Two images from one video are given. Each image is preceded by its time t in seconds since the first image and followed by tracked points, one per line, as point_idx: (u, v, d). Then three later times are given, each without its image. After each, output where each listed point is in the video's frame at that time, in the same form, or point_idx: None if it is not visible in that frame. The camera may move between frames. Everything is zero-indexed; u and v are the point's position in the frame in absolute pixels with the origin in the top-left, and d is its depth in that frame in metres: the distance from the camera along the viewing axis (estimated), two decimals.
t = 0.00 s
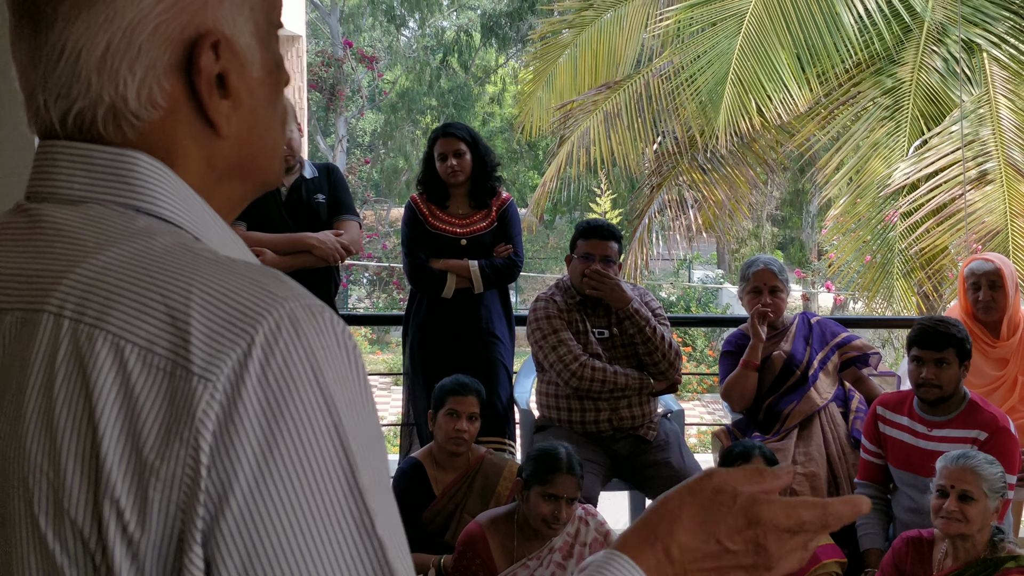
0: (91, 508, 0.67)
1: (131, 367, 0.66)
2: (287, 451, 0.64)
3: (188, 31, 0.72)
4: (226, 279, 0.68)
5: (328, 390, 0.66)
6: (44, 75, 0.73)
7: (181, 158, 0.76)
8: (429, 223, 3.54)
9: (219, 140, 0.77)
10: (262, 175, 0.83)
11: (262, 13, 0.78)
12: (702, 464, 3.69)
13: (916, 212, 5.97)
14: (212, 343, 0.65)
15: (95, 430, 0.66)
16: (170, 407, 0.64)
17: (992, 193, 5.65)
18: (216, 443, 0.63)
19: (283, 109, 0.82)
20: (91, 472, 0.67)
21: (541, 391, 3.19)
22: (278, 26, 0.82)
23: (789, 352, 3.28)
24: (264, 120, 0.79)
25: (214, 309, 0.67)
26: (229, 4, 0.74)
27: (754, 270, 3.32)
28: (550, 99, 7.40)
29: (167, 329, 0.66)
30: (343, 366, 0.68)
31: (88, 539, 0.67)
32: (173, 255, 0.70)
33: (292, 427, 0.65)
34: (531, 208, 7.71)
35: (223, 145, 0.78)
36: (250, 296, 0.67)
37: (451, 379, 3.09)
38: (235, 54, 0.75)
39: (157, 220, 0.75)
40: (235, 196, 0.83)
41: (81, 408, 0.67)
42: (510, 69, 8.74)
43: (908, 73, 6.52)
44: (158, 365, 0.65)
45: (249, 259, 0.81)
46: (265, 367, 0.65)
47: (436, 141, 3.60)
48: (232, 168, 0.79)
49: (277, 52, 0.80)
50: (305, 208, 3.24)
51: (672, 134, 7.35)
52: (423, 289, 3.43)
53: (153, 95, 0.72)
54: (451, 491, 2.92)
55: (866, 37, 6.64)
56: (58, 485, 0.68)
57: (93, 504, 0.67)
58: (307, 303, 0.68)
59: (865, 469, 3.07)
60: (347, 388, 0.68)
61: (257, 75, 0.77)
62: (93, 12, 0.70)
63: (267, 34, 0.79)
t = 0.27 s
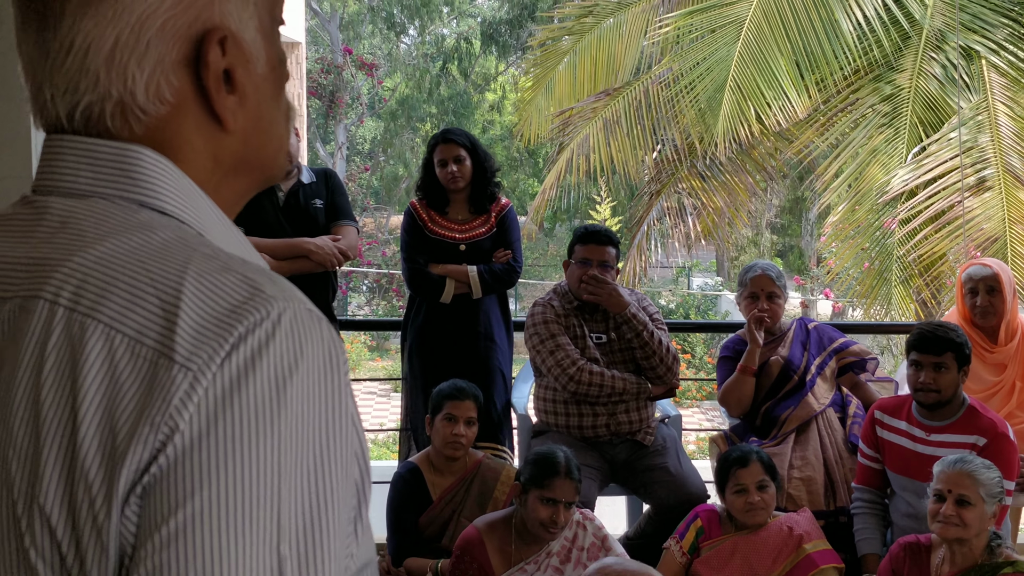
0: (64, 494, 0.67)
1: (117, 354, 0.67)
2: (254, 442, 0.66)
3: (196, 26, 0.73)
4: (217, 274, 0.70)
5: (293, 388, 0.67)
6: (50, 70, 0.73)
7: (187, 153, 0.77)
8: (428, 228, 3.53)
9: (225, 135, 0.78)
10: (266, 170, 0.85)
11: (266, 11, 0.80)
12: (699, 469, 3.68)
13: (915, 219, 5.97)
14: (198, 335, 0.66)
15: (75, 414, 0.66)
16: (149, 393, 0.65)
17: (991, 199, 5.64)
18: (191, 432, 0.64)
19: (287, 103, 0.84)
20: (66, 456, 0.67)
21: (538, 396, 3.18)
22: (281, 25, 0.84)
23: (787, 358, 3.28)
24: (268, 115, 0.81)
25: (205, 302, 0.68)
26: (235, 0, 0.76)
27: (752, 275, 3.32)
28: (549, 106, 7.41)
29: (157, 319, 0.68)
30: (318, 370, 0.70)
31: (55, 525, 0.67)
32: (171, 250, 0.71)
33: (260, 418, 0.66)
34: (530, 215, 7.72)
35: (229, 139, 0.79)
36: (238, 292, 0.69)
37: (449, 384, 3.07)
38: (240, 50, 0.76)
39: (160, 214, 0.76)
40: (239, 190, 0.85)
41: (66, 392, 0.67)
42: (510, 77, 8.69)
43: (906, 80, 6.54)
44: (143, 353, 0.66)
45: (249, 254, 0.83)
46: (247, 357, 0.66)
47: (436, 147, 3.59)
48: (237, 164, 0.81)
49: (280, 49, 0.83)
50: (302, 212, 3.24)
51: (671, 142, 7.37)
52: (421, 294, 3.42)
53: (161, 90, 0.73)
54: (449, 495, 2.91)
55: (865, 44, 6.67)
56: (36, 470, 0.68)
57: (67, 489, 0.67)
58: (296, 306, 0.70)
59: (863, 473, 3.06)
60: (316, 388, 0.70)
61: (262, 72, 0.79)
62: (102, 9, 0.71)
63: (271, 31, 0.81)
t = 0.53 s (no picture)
0: (47, 494, 0.67)
1: (102, 355, 0.67)
2: (232, 447, 0.65)
3: (209, 26, 0.74)
4: (203, 275, 0.70)
5: (277, 393, 0.67)
6: (59, 58, 0.73)
7: (189, 154, 0.77)
8: (424, 231, 3.53)
9: (230, 138, 0.78)
10: (267, 181, 0.84)
11: (281, 20, 0.80)
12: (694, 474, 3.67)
13: (912, 224, 5.98)
14: (183, 337, 0.66)
15: (60, 414, 0.67)
16: (133, 396, 0.65)
17: (988, 205, 5.62)
18: (174, 435, 0.64)
19: (294, 117, 0.84)
20: (51, 457, 0.67)
21: (534, 400, 3.18)
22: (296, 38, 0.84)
23: (782, 362, 3.28)
24: (275, 123, 0.81)
25: (190, 303, 0.68)
26: (250, 4, 0.76)
27: (748, 280, 3.32)
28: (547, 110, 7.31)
29: (141, 319, 0.67)
30: (305, 373, 0.69)
31: (37, 525, 0.67)
32: (163, 250, 0.71)
33: (239, 424, 0.65)
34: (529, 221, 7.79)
35: (234, 143, 0.79)
36: (225, 294, 0.69)
37: (445, 388, 3.06)
38: (252, 55, 0.76)
39: (156, 214, 0.75)
40: (240, 199, 0.84)
41: (51, 392, 0.67)
42: (508, 81, 9.04)
43: (903, 85, 6.56)
44: (127, 354, 0.66)
45: (246, 261, 0.82)
46: (230, 361, 0.66)
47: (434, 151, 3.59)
48: (241, 170, 0.81)
49: (293, 60, 0.83)
50: (298, 217, 3.24)
51: (669, 147, 7.38)
52: (416, 297, 3.43)
53: (168, 86, 0.73)
54: (444, 500, 2.91)
55: (863, 49, 6.69)
56: (20, 469, 0.68)
57: (50, 490, 0.67)
58: (283, 308, 0.69)
59: (859, 478, 3.06)
60: (298, 395, 0.69)
61: (272, 79, 0.79)
62: None
63: (285, 41, 0.81)
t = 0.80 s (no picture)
0: (68, 495, 0.67)
1: (119, 355, 0.66)
2: (255, 445, 0.65)
3: (200, 27, 0.73)
4: (216, 273, 0.70)
5: (298, 388, 0.67)
6: (51, 62, 0.73)
7: (183, 156, 0.77)
8: (421, 233, 3.53)
9: (222, 140, 0.78)
10: (260, 182, 0.84)
11: (271, 21, 0.80)
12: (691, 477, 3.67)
13: (909, 228, 5.99)
14: (200, 336, 0.66)
15: (79, 416, 0.66)
16: (153, 396, 0.65)
17: (984, 209, 5.64)
18: (197, 435, 0.64)
19: (286, 118, 0.84)
20: (70, 458, 0.67)
21: (532, 403, 3.17)
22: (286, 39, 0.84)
23: (779, 365, 3.28)
24: (266, 124, 0.81)
25: (206, 302, 0.68)
26: (240, 6, 0.76)
27: (745, 283, 3.32)
28: (544, 114, 7.40)
29: (156, 319, 0.67)
30: (320, 369, 0.70)
31: (58, 526, 0.67)
32: (170, 249, 0.71)
33: (262, 422, 0.66)
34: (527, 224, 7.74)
35: (226, 145, 0.79)
36: (240, 293, 0.69)
37: (443, 391, 3.06)
38: (243, 57, 0.76)
39: (155, 216, 0.75)
40: (233, 200, 0.84)
41: (68, 394, 0.67)
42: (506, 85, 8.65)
43: (900, 89, 6.57)
44: (145, 354, 0.66)
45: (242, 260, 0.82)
46: (250, 359, 0.66)
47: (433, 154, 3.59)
48: (233, 172, 0.81)
49: (284, 61, 0.82)
50: (295, 220, 3.23)
51: (666, 151, 7.39)
52: (412, 299, 3.43)
53: (160, 89, 0.73)
54: (441, 503, 2.91)
55: (860, 53, 6.71)
56: (37, 470, 0.67)
57: (71, 491, 0.67)
58: (297, 305, 0.69)
59: (864, 478, 3.07)
60: (316, 391, 0.69)
61: (263, 81, 0.79)
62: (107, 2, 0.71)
63: (276, 41, 0.81)
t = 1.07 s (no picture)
0: (90, 501, 0.66)
1: (139, 359, 0.66)
2: (280, 448, 0.65)
3: (191, 28, 0.73)
4: (234, 275, 0.69)
5: (322, 388, 0.67)
6: (45, 65, 0.73)
7: (179, 158, 0.77)
8: (417, 235, 3.53)
9: (216, 141, 0.78)
10: (258, 182, 0.84)
11: (267, 19, 0.79)
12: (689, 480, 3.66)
13: (907, 231, 6.00)
14: (223, 338, 0.66)
15: (100, 421, 0.66)
16: (176, 400, 0.64)
17: (982, 212, 5.65)
18: (224, 437, 0.64)
19: (285, 117, 0.84)
20: (92, 464, 0.66)
21: (532, 405, 3.17)
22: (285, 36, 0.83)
23: (778, 368, 3.28)
24: (262, 125, 0.80)
25: (226, 304, 0.68)
26: (233, 5, 0.75)
27: (744, 286, 3.32)
28: (542, 117, 7.41)
29: (176, 322, 0.67)
30: (341, 369, 0.70)
31: (79, 534, 0.67)
32: (182, 251, 0.71)
33: (287, 423, 0.65)
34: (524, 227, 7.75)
35: (220, 147, 0.78)
36: (259, 295, 0.68)
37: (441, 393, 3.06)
38: (236, 56, 0.75)
39: (160, 217, 0.75)
40: (231, 200, 0.84)
41: (88, 400, 0.66)
42: (503, 88, 8.69)
43: (898, 92, 6.57)
44: (166, 358, 0.66)
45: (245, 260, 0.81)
46: (273, 361, 0.66)
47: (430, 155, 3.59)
48: (229, 173, 0.80)
49: (280, 59, 0.82)
50: (293, 222, 3.22)
51: (664, 154, 7.39)
52: (409, 301, 3.43)
53: (150, 91, 0.72)
54: (439, 505, 2.90)
55: (858, 56, 6.72)
56: (56, 477, 0.67)
57: (93, 497, 0.66)
58: (315, 306, 0.69)
59: (876, 475, 3.08)
60: (338, 391, 0.69)
61: (257, 81, 0.78)
62: (96, 3, 0.71)
63: (271, 39, 0.80)
